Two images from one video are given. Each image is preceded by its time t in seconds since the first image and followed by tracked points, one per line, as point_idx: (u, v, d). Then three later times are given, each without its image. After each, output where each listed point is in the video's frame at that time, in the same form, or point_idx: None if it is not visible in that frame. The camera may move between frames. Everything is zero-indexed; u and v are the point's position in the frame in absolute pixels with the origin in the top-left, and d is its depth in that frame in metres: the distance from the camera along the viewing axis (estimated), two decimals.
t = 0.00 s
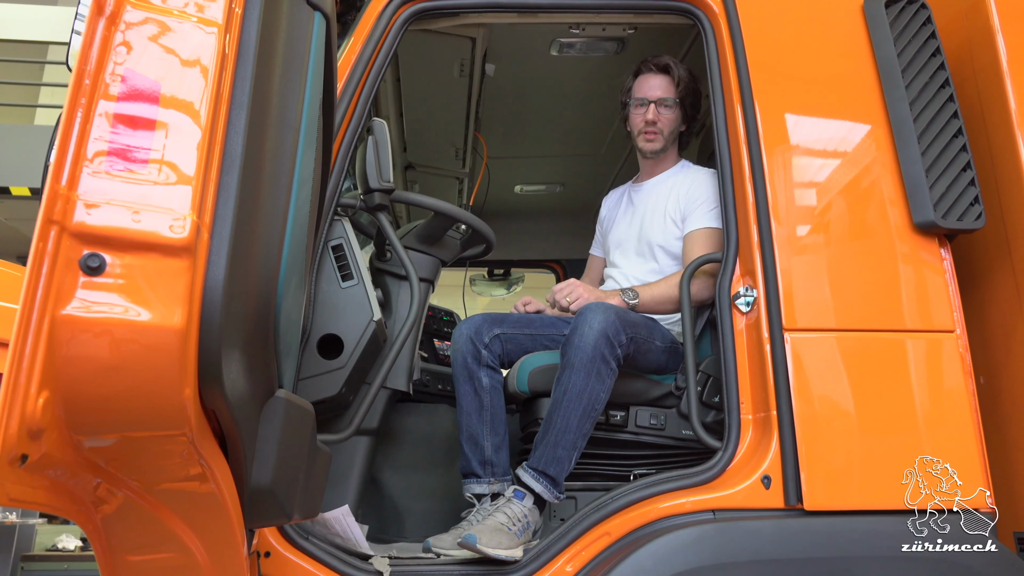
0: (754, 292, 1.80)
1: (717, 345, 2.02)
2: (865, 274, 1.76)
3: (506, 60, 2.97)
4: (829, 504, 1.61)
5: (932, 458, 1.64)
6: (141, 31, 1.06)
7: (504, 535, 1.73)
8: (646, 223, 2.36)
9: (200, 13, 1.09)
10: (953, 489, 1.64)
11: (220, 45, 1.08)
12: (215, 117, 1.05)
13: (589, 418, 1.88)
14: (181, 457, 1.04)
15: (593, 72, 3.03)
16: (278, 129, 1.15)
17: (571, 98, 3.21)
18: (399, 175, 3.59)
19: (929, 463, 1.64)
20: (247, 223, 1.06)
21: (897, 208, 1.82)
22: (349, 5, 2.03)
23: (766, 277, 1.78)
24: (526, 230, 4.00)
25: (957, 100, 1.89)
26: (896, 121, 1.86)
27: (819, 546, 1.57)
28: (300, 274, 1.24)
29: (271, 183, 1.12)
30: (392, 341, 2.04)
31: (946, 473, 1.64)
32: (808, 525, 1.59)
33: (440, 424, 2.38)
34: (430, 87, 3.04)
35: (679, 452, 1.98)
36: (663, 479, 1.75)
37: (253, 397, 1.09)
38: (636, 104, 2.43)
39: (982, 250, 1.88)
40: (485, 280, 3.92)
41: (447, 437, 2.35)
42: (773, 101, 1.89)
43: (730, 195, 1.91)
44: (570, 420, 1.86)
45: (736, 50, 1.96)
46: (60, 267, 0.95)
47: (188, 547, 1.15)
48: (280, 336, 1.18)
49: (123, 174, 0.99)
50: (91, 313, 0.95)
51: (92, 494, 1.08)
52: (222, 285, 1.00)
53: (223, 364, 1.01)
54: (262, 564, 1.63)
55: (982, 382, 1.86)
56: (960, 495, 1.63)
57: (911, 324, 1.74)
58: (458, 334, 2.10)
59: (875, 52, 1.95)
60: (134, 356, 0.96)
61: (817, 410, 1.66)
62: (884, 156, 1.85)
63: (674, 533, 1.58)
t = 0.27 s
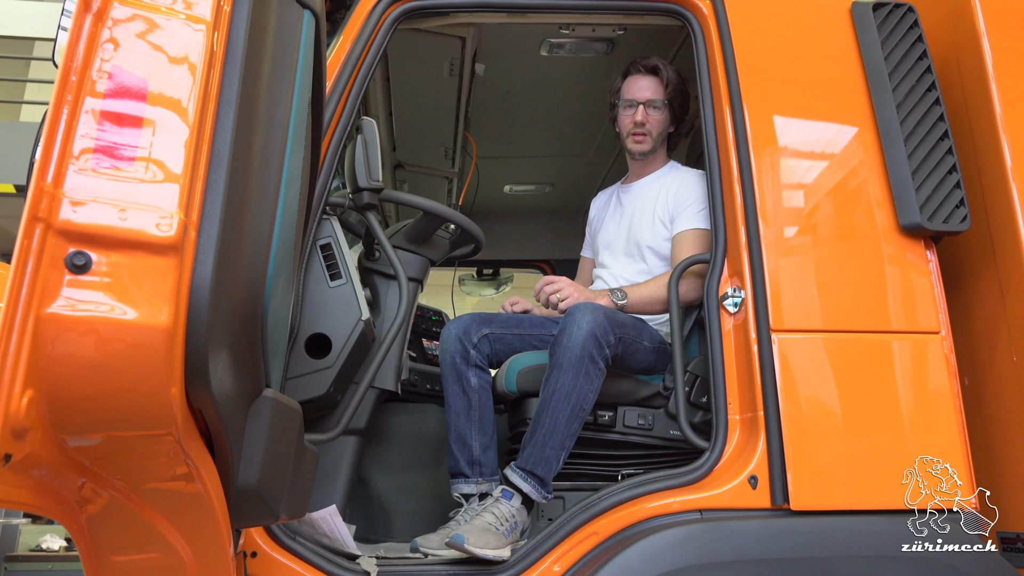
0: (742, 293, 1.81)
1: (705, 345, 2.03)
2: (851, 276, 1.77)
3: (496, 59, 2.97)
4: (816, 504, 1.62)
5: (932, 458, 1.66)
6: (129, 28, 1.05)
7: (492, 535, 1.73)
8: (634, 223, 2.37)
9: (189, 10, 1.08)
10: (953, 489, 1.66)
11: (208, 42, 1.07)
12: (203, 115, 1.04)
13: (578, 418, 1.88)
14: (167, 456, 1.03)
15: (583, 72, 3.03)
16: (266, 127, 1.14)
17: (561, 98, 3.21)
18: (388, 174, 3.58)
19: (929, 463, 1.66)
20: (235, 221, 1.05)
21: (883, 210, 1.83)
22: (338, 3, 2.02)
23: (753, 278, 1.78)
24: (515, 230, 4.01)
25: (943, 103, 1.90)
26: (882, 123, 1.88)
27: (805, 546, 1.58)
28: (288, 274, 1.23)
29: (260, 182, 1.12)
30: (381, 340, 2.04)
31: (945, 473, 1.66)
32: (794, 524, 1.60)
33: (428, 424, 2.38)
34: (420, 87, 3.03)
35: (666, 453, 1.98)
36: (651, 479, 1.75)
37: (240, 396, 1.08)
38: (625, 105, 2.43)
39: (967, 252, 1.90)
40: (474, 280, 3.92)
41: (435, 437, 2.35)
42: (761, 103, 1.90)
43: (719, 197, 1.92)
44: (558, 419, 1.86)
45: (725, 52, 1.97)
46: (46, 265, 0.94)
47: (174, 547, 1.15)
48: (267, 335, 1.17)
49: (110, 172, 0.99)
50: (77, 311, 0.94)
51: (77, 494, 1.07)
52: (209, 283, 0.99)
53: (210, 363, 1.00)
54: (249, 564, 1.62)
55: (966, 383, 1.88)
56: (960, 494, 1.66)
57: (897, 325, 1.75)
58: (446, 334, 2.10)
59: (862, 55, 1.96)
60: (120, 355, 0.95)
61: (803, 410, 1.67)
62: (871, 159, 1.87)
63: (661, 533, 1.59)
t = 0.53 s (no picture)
0: (730, 294, 1.82)
1: (692, 346, 2.03)
2: (838, 277, 1.79)
3: (485, 60, 2.97)
4: (801, 504, 1.63)
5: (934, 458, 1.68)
6: (114, 25, 1.04)
7: (479, 535, 1.73)
8: (623, 224, 2.38)
9: (176, 7, 1.07)
10: (953, 489, 1.69)
11: (195, 40, 1.07)
12: (190, 113, 1.04)
13: (565, 418, 1.88)
14: (152, 455, 1.02)
15: (572, 73, 3.04)
16: (253, 126, 1.14)
17: (550, 99, 3.22)
18: (377, 173, 3.57)
19: (929, 463, 1.68)
20: (222, 220, 1.05)
21: (869, 212, 1.85)
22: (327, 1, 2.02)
23: (740, 279, 1.79)
24: (504, 230, 4.01)
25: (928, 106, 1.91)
26: (869, 126, 1.89)
27: (790, 546, 1.58)
28: (275, 273, 1.23)
29: (247, 181, 1.11)
30: (369, 340, 2.03)
31: (946, 473, 1.69)
32: (780, 524, 1.61)
33: (415, 424, 2.37)
34: (409, 86, 3.02)
35: (653, 453, 1.99)
36: (638, 479, 1.75)
37: (226, 396, 1.08)
38: (613, 106, 2.43)
39: (951, 254, 1.91)
40: (463, 280, 3.93)
41: (423, 437, 2.35)
42: (749, 105, 1.91)
43: (707, 198, 1.92)
44: (546, 420, 1.86)
45: (714, 54, 1.97)
46: (29, 263, 0.93)
47: (159, 547, 1.13)
48: (253, 335, 1.17)
49: (95, 169, 0.98)
50: (60, 310, 0.93)
51: (60, 493, 1.06)
52: (195, 282, 0.99)
53: (196, 362, 1.00)
54: (234, 564, 1.61)
55: (950, 384, 1.89)
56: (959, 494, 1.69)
57: (882, 327, 1.77)
58: (434, 334, 2.10)
59: (849, 58, 1.98)
60: (104, 354, 0.94)
61: (789, 411, 1.68)
62: (857, 161, 1.88)
63: (648, 533, 1.59)
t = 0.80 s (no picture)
0: (717, 295, 1.82)
1: (680, 346, 2.04)
2: (824, 279, 1.80)
3: (475, 59, 2.97)
4: (787, 504, 1.64)
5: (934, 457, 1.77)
6: (101, 21, 1.03)
7: (466, 535, 1.73)
8: (611, 225, 2.38)
9: (163, 4, 1.07)
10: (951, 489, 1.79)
11: (182, 37, 1.06)
12: (177, 110, 1.03)
13: (553, 418, 1.88)
14: (138, 455, 1.02)
15: (561, 73, 3.04)
16: (241, 123, 1.13)
17: (539, 99, 3.22)
18: (365, 172, 3.56)
19: (928, 463, 1.71)
20: (209, 218, 1.04)
21: (856, 214, 1.86)
22: None
23: (728, 280, 1.80)
24: (493, 230, 4.01)
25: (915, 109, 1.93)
26: (856, 128, 1.90)
27: (776, 546, 1.59)
28: (262, 272, 1.22)
29: (234, 179, 1.11)
30: (357, 339, 2.03)
31: (945, 473, 1.77)
32: (766, 524, 1.62)
33: (403, 424, 2.37)
34: (398, 85, 3.02)
35: (641, 453, 2.00)
36: (626, 479, 1.76)
37: (212, 395, 1.07)
38: (602, 107, 2.44)
39: (936, 257, 1.93)
40: (451, 280, 3.93)
41: (410, 437, 2.34)
42: (737, 107, 1.91)
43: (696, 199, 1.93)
44: (534, 420, 1.86)
45: (702, 55, 1.98)
46: (13, 260, 0.92)
47: (144, 547, 1.12)
48: (240, 334, 1.16)
49: (80, 167, 0.97)
50: (44, 308, 0.92)
51: (44, 493, 1.05)
52: (181, 281, 0.98)
53: (182, 362, 0.99)
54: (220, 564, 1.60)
55: (935, 385, 1.91)
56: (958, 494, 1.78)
57: (868, 328, 1.78)
58: (422, 333, 2.09)
59: (836, 61, 1.99)
60: (88, 352, 0.94)
61: (776, 411, 1.69)
62: (844, 163, 1.89)
63: (635, 533, 1.59)
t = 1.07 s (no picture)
0: (705, 296, 1.82)
1: (668, 347, 2.04)
2: (811, 280, 1.81)
3: (464, 58, 2.96)
4: (773, 504, 1.65)
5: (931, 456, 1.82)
6: (87, 17, 1.03)
7: (453, 535, 1.72)
8: (600, 226, 2.38)
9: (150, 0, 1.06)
10: (952, 489, 1.79)
11: (169, 33, 1.05)
12: (163, 107, 1.02)
13: (541, 418, 1.89)
14: (123, 455, 1.01)
15: (550, 73, 3.04)
16: (229, 120, 1.12)
17: (529, 100, 3.22)
18: (354, 171, 3.55)
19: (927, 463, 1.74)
20: (196, 216, 1.03)
21: (843, 216, 1.87)
22: None
23: (716, 281, 1.80)
24: (482, 230, 4.01)
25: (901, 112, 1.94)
26: (843, 131, 1.92)
27: (761, 546, 1.60)
28: (249, 271, 1.21)
29: (221, 177, 1.10)
30: (344, 339, 2.02)
31: (945, 473, 1.81)
32: (752, 524, 1.63)
33: (391, 424, 2.36)
34: (387, 84, 3.01)
35: (628, 453, 2.00)
36: (613, 479, 1.76)
37: (198, 394, 1.06)
38: (591, 107, 2.44)
39: (922, 259, 1.94)
40: (440, 280, 3.93)
41: (398, 437, 2.34)
42: (725, 108, 1.92)
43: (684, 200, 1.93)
44: (522, 420, 1.86)
45: (691, 57, 1.98)
46: None
47: (128, 547, 1.12)
48: (227, 333, 1.15)
49: (65, 164, 0.97)
50: (28, 306, 0.92)
51: (27, 492, 1.05)
52: (167, 279, 0.97)
53: (168, 361, 0.98)
54: (206, 564, 1.59)
55: (920, 386, 1.92)
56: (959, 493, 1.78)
57: (854, 329, 1.79)
58: (411, 333, 2.09)
59: (824, 64, 2.00)
60: (73, 351, 0.93)
61: (762, 411, 1.70)
62: (831, 165, 1.91)
63: (621, 533, 1.60)
